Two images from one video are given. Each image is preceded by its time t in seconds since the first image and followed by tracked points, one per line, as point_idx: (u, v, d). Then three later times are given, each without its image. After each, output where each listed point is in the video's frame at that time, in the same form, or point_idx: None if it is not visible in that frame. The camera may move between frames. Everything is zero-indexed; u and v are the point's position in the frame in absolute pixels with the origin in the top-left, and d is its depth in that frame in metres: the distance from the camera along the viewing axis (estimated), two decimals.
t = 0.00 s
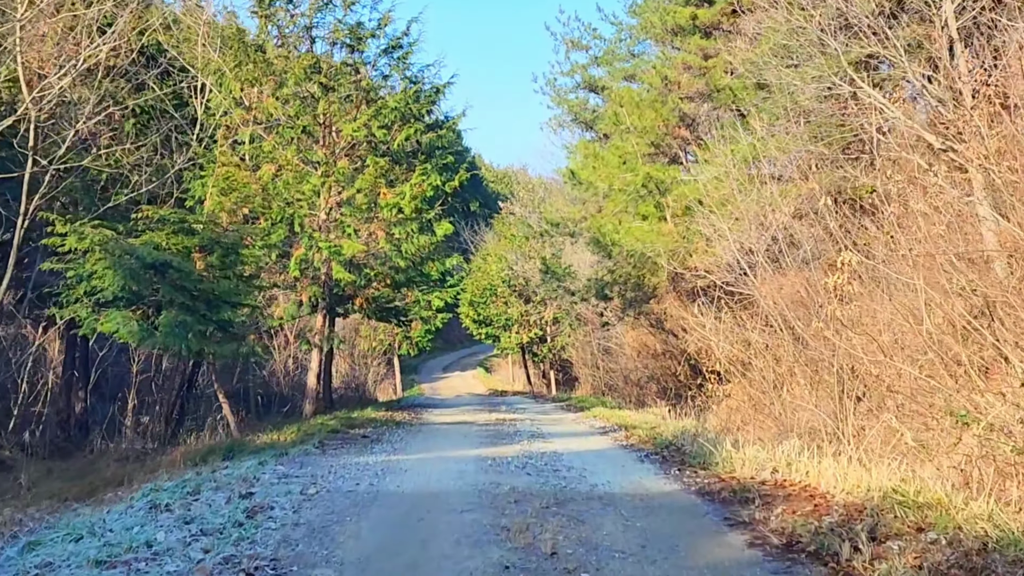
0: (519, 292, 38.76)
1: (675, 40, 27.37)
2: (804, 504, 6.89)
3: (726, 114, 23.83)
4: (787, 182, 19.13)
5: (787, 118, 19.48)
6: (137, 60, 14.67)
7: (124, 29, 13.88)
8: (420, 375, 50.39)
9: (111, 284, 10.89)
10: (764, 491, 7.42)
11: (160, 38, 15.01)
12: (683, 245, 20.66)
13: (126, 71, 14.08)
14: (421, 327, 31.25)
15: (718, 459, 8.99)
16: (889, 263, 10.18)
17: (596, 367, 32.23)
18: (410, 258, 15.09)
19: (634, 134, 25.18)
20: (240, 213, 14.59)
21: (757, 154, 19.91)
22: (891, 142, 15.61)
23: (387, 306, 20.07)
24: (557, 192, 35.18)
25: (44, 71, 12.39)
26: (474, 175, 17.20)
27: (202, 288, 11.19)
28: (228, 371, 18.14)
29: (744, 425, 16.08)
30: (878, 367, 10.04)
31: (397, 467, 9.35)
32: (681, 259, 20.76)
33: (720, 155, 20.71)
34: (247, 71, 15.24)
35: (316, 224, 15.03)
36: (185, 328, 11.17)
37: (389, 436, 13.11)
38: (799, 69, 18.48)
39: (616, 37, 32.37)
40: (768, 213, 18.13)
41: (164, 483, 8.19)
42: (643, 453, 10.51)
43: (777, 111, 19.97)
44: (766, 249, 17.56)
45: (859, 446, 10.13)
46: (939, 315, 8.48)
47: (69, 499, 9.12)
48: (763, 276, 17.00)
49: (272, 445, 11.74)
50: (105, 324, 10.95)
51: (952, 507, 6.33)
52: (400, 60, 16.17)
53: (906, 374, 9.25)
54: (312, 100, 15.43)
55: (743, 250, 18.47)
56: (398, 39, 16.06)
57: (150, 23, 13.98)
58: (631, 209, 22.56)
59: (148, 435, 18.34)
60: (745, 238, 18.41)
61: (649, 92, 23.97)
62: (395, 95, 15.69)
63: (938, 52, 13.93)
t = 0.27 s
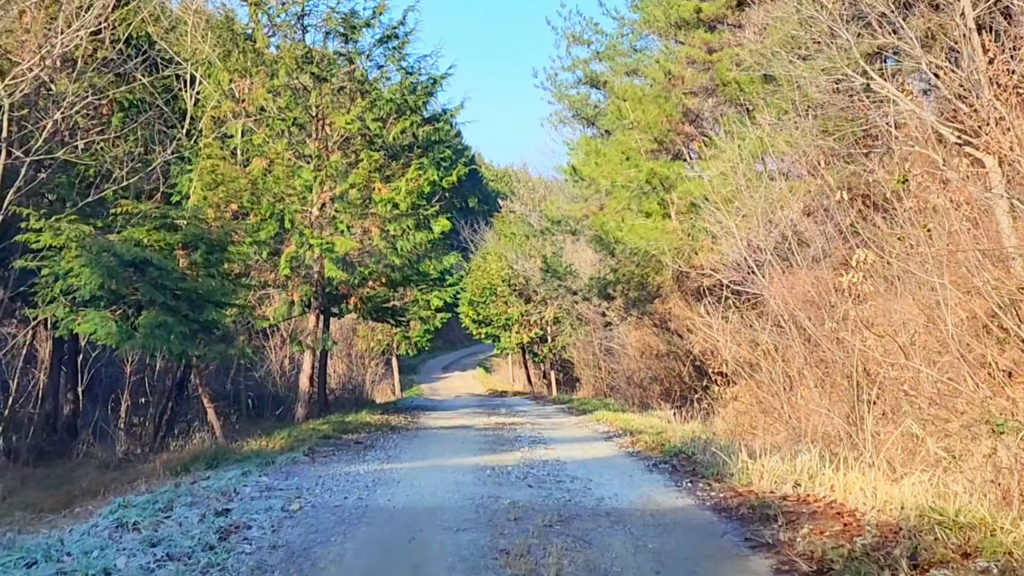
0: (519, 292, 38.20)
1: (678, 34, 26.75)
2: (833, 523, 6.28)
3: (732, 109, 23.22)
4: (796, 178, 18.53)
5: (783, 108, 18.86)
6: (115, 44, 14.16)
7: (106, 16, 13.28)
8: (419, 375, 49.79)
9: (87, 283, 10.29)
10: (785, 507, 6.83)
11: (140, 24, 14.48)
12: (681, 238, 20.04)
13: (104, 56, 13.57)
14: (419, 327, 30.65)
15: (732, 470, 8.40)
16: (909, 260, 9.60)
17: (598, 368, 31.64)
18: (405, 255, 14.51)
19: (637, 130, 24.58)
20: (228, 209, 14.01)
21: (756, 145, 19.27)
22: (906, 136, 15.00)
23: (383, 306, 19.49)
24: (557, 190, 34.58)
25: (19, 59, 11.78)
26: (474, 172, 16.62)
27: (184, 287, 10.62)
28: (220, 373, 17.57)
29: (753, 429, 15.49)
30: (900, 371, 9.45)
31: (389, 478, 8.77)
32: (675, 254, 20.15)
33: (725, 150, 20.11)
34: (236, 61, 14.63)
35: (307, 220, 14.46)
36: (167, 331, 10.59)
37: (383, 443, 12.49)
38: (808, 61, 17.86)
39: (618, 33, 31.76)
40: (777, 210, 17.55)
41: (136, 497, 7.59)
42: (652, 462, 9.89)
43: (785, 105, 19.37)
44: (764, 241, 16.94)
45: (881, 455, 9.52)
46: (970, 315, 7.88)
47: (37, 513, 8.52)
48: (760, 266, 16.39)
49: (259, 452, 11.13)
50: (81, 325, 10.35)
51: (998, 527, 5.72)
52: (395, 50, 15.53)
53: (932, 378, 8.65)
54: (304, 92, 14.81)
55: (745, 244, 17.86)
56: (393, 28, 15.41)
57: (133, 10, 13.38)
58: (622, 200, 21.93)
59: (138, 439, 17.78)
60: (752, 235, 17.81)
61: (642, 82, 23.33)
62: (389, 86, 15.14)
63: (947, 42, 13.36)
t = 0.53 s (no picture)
0: (518, 292, 37.76)
1: (680, 30, 26.26)
2: (858, 542, 5.79)
3: (735, 106, 22.73)
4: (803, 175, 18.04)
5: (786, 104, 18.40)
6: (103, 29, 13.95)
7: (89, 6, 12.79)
8: (418, 376, 49.32)
9: (65, 283, 9.79)
10: (806, 524, 6.36)
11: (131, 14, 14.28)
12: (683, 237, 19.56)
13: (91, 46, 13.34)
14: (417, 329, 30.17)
15: (745, 481, 7.91)
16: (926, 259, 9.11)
17: (599, 369, 31.17)
18: (400, 255, 14.01)
19: (638, 127, 24.10)
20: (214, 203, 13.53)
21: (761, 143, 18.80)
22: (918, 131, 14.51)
23: (378, 308, 19.02)
24: (557, 189, 34.10)
25: None
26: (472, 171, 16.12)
27: (166, 286, 10.14)
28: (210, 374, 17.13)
29: (759, 434, 15.01)
30: (916, 376, 8.96)
31: (380, 491, 8.26)
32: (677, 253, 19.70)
33: (729, 147, 19.62)
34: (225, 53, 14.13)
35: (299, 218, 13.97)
36: (149, 333, 10.10)
37: (377, 449, 12.00)
38: (815, 55, 17.37)
39: (618, 29, 31.27)
40: (783, 208, 17.07)
41: (108, 513, 7.09)
42: (659, 472, 9.40)
43: (790, 101, 18.88)
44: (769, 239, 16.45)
45: (900, 463, 9.03)
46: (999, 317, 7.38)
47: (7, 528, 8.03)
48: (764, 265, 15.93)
49: (246, 459, 10.64)
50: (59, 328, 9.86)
51: None
52: (390, 42, 15.02)
53: (953, 383, 8.16)
54: (295, 85, 14.31)
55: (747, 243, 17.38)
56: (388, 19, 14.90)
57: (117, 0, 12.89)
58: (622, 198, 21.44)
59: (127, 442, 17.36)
60: (758, 234, 17.33)
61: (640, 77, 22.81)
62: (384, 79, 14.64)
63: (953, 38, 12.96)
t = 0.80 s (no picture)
0: (517, 293, 37.25)
1: (681, 25, 25.71)
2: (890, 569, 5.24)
3: (739, 102, 22.20)
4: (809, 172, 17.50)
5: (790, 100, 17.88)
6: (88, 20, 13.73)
7: None
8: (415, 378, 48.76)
9: (36, 284, 9.23)
10: (830, 546, 5.84)
11: (117, 9, 14.11)
12: (685, 235, 19.07)
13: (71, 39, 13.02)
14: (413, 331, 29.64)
15: (759, 495, 7.37)
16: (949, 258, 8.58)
17: (599, 372, 30.62)
18: (394, 254, 13.47)
19: (639, 125, 23.56)
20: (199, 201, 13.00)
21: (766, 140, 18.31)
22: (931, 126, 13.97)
23: (372, 309, 18.48)
24: (556, 188, 33.56)
25: None
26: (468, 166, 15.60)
27: (142, 286, 9.61)
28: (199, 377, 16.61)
29: (767, 439, 14.48)
30: (941, 382, 8.40)
31: (367, 505, 7.72)
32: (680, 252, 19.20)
33: (733, 144, 19.09)
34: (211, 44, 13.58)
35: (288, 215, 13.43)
36: (126, 337, 9.57)
37: (368, 457, 11.45)
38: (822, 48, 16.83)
39: (617, 25, 30.74)
40: (790, 206, 16.54)
41: (70, 533, 6.54)
42: (667, 483, 8.84)
43: (796, 96, 18.34)
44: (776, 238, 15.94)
45: (924, 475, 8.48)
46: None
47: None
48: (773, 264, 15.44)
49: (229, 468, 10.09)
50: (30, 330, 9.31)
51: None
52: (383, 33, 14.49)
53: (982, 389, 7.62)
54: (285, 78, 13.76)
55: (753, 243, 16.87)
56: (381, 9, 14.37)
57: None
58: (622, 196, 20.93)
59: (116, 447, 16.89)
60: (764, 233, 16.79)
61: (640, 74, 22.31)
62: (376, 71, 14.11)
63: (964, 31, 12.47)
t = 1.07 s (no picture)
0: (515, 293, 36.71)
1: (683, 19, 25.15)
2: None
3: (743, 98, 21.65)
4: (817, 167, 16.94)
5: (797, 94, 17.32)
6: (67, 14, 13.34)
7: None
8: (412, 380, 48.20)
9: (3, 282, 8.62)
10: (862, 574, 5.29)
11: None
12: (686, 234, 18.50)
13: (52, 29, 12.53)
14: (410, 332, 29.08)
15: (780, 511, 6.80)
16: (976, 253, 8.02)
17: (599, 373, 30.10)
18: (387, 251, 12.90)
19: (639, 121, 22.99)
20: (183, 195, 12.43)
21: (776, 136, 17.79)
22: (946, 119, 13.43)
23: (366, 310, 17.91)
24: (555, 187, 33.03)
25: None
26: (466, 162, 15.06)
27: (117, 284, 9.03)
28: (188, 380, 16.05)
29: (776, 445, 13.91)
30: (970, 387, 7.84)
31: (355, 521, 7.15)
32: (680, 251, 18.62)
33: (738, 139, 18.54)
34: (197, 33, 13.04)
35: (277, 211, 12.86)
36: (100, 338, 8.99)
37: (361, 466, 10.88)
38: (831, 40, 16.29)
39: (618, 21, 30.18)
40: (798, 203, 15.99)
41: (27, 556, 5.97)
42: (675, 496, 8.29)
43: (803, 90, 17.80)
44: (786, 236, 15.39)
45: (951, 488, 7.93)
46: None
47: None
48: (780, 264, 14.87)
49: (210, 478, 9.52)
50: None
51: None
52: (376, 23, 13.93)
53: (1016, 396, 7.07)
54: (272, 68, 13.22)
55: (761, 241, 16.34)
56: None
57: None
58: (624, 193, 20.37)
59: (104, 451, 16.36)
60: (772, 230, 16.25)
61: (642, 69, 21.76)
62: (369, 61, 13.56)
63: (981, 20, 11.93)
